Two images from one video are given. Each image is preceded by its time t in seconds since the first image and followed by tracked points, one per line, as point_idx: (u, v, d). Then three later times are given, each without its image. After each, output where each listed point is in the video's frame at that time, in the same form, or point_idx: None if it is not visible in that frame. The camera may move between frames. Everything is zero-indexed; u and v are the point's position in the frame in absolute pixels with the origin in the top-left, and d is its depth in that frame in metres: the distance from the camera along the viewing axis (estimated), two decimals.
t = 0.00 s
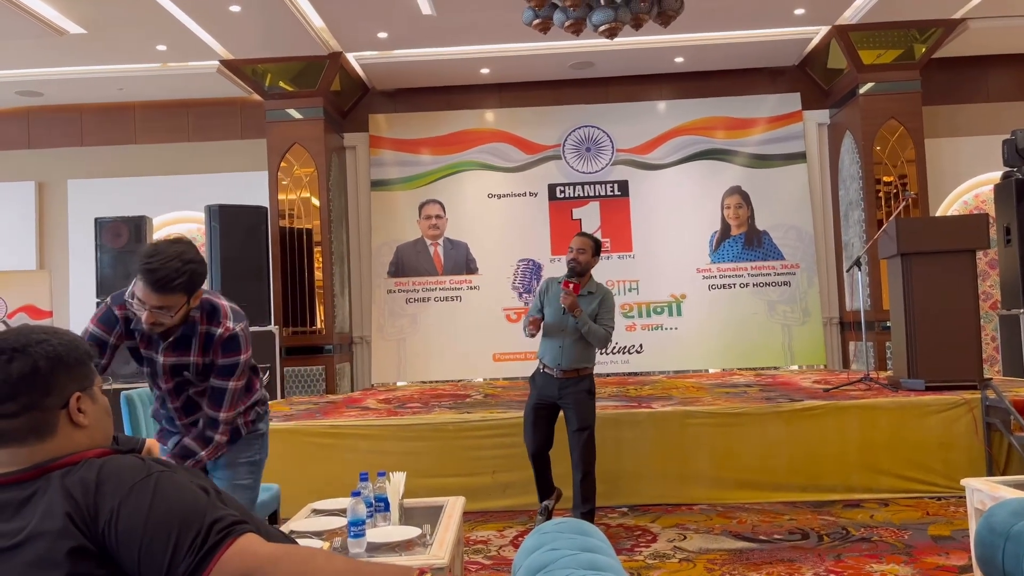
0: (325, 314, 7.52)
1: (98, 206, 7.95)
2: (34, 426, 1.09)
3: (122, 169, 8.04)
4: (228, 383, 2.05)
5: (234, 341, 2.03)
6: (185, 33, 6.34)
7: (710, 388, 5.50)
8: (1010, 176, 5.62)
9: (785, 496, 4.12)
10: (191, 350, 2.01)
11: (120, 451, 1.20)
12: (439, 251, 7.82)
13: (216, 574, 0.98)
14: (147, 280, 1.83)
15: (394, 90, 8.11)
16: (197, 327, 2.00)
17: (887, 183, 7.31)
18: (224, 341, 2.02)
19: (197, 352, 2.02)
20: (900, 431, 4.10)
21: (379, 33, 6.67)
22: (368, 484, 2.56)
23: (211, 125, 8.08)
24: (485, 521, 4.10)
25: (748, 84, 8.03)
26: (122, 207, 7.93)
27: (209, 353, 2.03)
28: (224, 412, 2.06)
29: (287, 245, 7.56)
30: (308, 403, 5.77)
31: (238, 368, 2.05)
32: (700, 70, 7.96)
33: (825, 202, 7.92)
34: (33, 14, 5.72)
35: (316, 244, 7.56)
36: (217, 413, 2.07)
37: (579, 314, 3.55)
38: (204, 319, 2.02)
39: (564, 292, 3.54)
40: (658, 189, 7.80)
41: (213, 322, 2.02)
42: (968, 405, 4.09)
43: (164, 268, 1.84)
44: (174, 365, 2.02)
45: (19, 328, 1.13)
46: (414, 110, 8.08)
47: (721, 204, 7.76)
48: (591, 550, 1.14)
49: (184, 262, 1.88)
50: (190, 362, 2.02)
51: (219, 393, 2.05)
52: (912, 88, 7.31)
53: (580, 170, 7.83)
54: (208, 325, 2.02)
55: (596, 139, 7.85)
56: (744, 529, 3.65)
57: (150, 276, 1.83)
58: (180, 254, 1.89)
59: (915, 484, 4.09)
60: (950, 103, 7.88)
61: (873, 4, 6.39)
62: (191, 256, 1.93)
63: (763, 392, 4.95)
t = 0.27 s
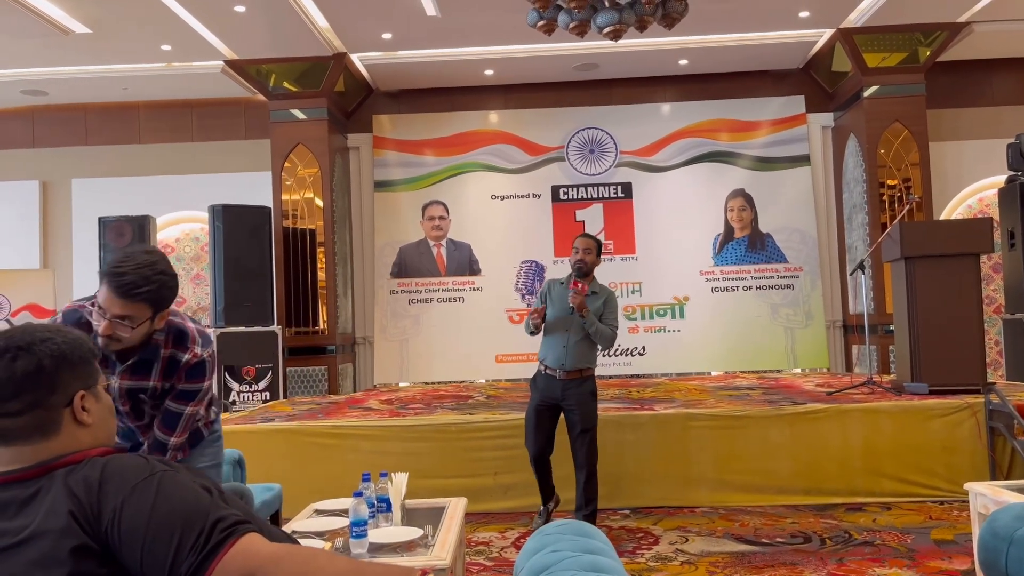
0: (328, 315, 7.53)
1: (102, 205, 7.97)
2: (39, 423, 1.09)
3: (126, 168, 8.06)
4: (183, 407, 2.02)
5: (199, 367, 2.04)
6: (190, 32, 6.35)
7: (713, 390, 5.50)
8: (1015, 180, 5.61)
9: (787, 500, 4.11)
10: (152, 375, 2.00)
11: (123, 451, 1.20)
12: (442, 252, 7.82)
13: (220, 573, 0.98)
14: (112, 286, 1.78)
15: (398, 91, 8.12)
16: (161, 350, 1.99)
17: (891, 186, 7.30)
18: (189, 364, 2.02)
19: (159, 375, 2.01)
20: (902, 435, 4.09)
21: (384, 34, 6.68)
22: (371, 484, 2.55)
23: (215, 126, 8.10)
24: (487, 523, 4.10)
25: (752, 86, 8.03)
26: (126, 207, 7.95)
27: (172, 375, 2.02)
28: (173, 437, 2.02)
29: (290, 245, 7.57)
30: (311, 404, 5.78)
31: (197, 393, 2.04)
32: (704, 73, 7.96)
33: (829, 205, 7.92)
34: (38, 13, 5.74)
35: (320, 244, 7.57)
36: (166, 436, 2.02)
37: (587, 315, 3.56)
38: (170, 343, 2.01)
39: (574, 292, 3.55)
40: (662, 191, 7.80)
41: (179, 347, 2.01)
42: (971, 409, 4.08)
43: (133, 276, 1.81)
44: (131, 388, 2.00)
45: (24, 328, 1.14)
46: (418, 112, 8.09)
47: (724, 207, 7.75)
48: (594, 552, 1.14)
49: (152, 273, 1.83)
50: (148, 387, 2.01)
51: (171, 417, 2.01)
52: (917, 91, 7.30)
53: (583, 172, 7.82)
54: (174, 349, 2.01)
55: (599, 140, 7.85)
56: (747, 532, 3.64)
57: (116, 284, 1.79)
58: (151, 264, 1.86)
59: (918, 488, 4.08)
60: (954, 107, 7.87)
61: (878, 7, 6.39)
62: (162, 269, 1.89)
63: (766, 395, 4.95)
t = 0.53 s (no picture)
0: (330, 315, 7.53)
1: (105, 204, 7.98)
2: (43, 421, 1.09)
3: (129, 167, 8.08)
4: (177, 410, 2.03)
5: (194, 371, 2.05)
6: (193, 32, 6.36)
7: (714, 392, 5.49)
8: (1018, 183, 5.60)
9: (789, 502, 4.11)
10: (149, 380, 1.98)
11: (127, 449, 1.21)
12: (444, 252, 7.83)
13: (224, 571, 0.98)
14: (113, 281, 1.78)
15: (401, 91, 8.13)
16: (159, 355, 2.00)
17: (894, 189, 7.30)
18: (185, 368, 2.03)
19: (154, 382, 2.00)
20: (905, 437, 4.09)
21: (387, 34, 6.69)
22: (372, 484, 2.56)
23: (218, 125, 8.11)
24: (488, 523, 4.10)
25: (755, 88, 8.03)
26: (129, 206, 7.95)
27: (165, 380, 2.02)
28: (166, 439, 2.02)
29: (293, 244, 7.57)
30: (312, 403, 5.78)
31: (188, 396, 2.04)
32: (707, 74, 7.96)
33: (831, 207, 7.91)
34: (42, 12, 5.75)
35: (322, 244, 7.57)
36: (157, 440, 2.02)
37: (591, 314, 3.63)
38: (166, 348, 2.02)
39: (579, 292, 3.57)
40: (664, 193, 7.80)
41: (175, 351, 2.03)
42: (973, 411, 4.08)
43: (132, 271, 1.81)
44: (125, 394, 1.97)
45: (29, 324, 1.14)
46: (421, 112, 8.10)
47: (727, 208, 7.75)
48: (596, 552, 1.14)
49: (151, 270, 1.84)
50: (142, 392, 1.98)
51: (164, 421, 2.02)
52: (921, 94, 7.29)
53: (586, 173, 7.83)
54: (170, 354, 2.02)
55: (602, 142, 7.86)
56: (748, 533, 3.64)
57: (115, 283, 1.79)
58: (149, 261, 1.87)
59: (919, 491, 4.07)
60: (957, 109, 7.86)
61: (882, 9, 6.38)
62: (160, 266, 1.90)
63: (768, 397, 4.95)
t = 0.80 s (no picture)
0: (331, 315, 7.53)
1: (107, 204, 7.99)
2: (45, 420, 1.10)
3: (131, 167, 8.09)
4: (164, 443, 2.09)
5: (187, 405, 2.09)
6: (196, 32, 6.37)
7: (715, 394, 5.49)
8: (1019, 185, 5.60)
9: (790, 503, 4.11)
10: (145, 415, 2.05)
11: (130, 447, 1.21)
12: (445, 253, 7.83)
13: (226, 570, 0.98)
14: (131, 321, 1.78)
15: (403, 92, 8.14)
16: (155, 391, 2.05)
17: (895, 191, 7.30)
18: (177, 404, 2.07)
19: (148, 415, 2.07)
20: (906, 439, 4.09)
21: (389, 35, 6.69)
22: (373, 484, 2.56)
23: (220, 125, 8.12)
24: (489, 524, 4.10)
25: (757, 90, 8.03)
26: (131, 206, 7.96)
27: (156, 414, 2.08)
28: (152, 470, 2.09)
29: (294, 244, 7.58)
30: (314, 403, 5.79)
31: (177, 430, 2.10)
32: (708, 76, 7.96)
33: (833, 209, 7.91)
34: (45, 12, 5.76)
35: (323, 244, 7.58)
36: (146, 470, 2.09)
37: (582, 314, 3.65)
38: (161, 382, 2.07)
39: (568, 294, 3.57)
40: (665, 194, 7.81)
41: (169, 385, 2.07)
42: (974, 413, 4.08)
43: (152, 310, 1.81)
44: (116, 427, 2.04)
45: (32, 323, 1.14)
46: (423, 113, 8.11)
47: (728, 210, 7.76)
48: (597, 552, 1.14)
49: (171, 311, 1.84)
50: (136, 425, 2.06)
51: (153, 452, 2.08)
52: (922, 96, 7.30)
53: (587, 174, 7.83)
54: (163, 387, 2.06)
55: (603, 143, 7.86)
56: (749, 535, 3.64)
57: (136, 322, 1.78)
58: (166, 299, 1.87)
59: (920, 493, 4.07)
60: (959, 112, 7.86)
61: (884, 11, 6.39)
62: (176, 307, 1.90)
63: (768, 398, 4.95)
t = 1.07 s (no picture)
0: (331, 316, 7.53)
1: (107, 205, 7.99)
2: (45, 421, 1.10)
3: (131, 168, 8.09)
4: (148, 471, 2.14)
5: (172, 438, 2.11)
6: (196, 33, 6.37)
7: (715, 395, 5.49)
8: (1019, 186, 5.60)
9: (790, 505, 4.10)
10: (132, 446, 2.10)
11: (130, 448, 1.20)
12: (445, 254, 7.83)
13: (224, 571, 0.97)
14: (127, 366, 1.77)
15: (403, 93, 8.14)
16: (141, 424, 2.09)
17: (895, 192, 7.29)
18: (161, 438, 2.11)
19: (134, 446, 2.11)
20: (907, 441, 4.08)
21: (389, 36, 6.70)
22: (373, 485, 2.55)
23: (221, 126, 8.12)
24: (489, 525, 4.10)
25: (757, 91, 8.03)
26: (131, 206, 7.96)
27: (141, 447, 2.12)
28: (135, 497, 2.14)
29: (294, 245, 7.58)
30: (314, 405, 5.79)
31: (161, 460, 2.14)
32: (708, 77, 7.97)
33: (833, 210, 7.91)
34: (45, 13, 5.76)
35: (323, 245, 7.58)
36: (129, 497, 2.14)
37: (566, 316, 3.63)
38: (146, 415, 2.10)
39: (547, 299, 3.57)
40: (666, 195, 7.80)
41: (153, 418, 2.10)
42: (974, 415, 4.07)
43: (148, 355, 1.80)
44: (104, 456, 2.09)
45: (32, 323, 1.13)
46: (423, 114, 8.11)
47: (728, 211, 7.76)
48: (596, 554, 1.14)
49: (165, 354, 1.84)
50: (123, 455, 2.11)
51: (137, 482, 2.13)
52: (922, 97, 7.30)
53: (587, 175, 7.83)
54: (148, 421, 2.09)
55: (603, 143, 7.86)
56: (748, 536, 3.64)
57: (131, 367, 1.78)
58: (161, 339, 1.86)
59: (921, 494, 4.07)
60: (959, 113, 7.86)
61: (884, 12, 6.39)
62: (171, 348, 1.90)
63: (768, 400, 4.95)
